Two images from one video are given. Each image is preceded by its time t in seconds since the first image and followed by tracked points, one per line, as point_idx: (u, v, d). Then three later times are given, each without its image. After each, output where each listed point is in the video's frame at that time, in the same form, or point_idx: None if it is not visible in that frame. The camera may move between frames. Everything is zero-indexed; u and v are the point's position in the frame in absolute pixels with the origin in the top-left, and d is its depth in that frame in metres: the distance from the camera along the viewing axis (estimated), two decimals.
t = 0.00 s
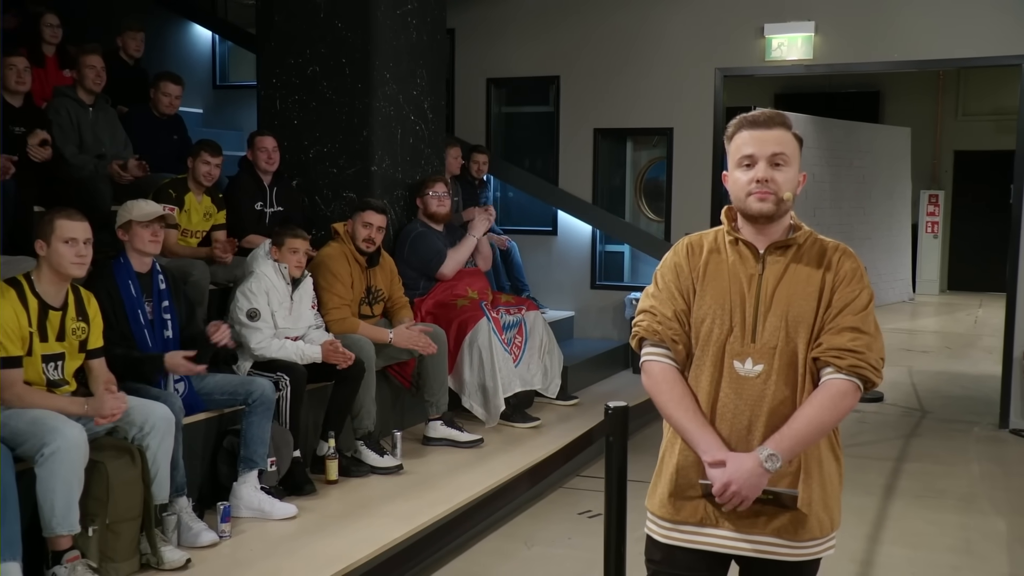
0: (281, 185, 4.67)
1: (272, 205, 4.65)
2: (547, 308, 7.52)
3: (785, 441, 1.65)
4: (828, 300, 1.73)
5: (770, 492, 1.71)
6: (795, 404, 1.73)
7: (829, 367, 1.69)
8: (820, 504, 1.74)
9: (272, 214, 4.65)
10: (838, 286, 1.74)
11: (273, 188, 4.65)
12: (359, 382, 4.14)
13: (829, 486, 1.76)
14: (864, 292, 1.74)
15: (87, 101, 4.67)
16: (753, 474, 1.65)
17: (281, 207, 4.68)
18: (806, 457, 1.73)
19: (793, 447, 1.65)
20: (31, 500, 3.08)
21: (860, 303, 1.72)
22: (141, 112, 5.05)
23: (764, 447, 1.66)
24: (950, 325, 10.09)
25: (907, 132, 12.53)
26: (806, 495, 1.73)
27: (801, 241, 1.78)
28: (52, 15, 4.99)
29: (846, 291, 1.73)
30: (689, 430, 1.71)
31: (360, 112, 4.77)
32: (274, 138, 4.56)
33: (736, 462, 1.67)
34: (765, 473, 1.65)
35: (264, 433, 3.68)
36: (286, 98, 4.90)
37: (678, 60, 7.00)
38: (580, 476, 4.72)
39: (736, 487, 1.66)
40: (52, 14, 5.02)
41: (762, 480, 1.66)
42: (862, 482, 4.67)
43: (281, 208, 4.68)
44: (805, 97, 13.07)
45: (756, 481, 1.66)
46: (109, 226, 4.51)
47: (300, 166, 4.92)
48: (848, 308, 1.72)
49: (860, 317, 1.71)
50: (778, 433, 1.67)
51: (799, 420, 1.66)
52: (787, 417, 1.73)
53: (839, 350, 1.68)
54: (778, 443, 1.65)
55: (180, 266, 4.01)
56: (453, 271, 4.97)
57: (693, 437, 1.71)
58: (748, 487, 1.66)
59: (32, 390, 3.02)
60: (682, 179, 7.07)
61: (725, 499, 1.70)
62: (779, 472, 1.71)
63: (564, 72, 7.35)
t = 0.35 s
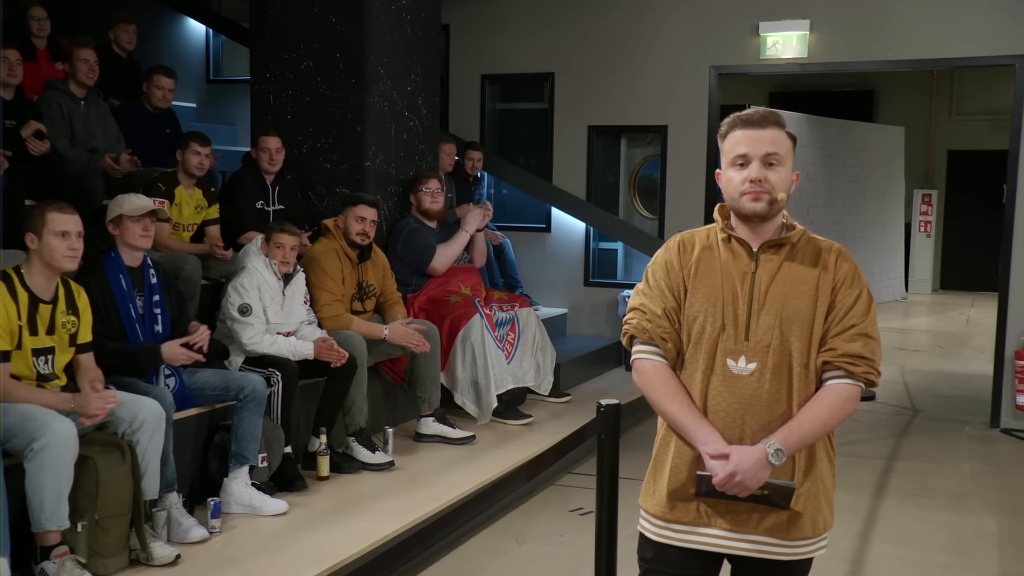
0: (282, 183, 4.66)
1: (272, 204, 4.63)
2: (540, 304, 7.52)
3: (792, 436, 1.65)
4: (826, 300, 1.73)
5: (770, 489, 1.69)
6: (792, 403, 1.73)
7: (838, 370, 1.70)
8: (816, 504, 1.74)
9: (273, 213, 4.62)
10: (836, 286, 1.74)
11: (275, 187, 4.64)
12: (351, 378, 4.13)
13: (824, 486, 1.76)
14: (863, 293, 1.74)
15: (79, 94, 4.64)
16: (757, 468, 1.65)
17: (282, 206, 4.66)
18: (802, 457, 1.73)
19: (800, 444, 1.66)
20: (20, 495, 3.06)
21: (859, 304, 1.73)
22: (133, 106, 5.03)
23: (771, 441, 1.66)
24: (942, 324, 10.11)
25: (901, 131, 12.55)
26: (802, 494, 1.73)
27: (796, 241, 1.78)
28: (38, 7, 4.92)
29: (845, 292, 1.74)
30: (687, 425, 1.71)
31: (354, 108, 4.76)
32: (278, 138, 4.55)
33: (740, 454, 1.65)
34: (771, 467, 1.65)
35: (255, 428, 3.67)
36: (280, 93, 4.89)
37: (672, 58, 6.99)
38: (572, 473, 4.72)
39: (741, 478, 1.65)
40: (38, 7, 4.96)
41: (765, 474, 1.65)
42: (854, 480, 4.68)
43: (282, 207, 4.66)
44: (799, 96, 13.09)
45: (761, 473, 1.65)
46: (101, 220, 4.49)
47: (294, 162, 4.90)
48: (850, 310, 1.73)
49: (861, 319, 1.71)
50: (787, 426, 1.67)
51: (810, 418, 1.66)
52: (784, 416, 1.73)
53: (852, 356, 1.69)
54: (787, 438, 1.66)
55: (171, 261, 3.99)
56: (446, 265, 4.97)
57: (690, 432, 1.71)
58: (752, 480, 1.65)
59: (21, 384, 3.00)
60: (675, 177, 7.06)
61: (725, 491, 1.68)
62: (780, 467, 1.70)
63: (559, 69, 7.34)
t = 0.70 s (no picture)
0: (273, 179, 4.63)
1: (263, 200, 4.60)
2: (531, 300, 7.51)
3: (787, 433, 1.65)
4: (818, 295, 1.74)
5: (765, 486, 1.69)
6: (785, 398, 1.73)
7: (830, 364, 1.70)
8: (808, 497, 1.74)
9: (263, 210, 4.60)
10: (827, 281, 1.74)
11: (267, 184, 4.62)
12: (342, 373, 4.12)
13: (816, 480, 1.76)
14: (853, 287, 1.74)
15: (68, 88, 4.60)
16: (752, 465, 1.64)
17: (274, 202, 4.63)
18: (794, 452, 1.74)
19: (794, 441, 1.66)
20: (9, 492, 3.05)
21: (850, 299, 1.73)
22: (122, 100, 5.00)
23: (763, 439, 1.66)
24: (932, 319, 10.14)
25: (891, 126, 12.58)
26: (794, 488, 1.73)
27: (786, 235, 1.78)
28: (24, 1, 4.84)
29: (836, 287, 1.74)
30: (680, 422, 1.70)
31: (344, 102, 4.74)
32: (270, 135, 4.53)
33: (736, 452, 1.65)
34: (766, 464, 1.65)
35: (245, 425, 3.65)
36: (270, 87, 4.86)
37: (663, 52, 6.99)
38: (563, 468, 4.72)
39: (736, 477, 1.65)
40: None
41: (761, 471, 1.65)
42: (845, 475, 4.69)
43: (273, 204, 4.63)
44: (790, 91, 13.11)
45: (756, 470, 1.65)
46: (89, 216, 4.47)
47: (284, 157, 4.88)
48: (841, 304, 1.73)
49: (852, 313, 1.72)
50: (780, 423, 1.67)
51: (802, 413, 1.66)
52: (776, 411, 1.73)
53: (843, 350, 1.69)
54: (781, 434, 1.66)
55: (161, 257, 3.97)
56: (437, 262, 4.95)
57: (683, 429, 1.70)
58: (746, 478, 1.65)
59: (9, 381, 2.98)
60: (667, 172, 7.06)
61: (721, 488, 1.68)
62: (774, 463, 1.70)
63: (550, 64, 7.33)
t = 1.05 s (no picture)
0: (279, 183, 4.64)
1: (269, 204, 4.61)
2: (538, 302, 7.51)
3: (795, 436, 1.65)
4: (826, 297, 1.73)
5: (772, 489, 1.68)
6: (793, 400, 1.72)
7: (837, 366, 1.70)
8: (816, 500, 1.74)
9: (270, 213, 4.61)
10: (834, 283, 1.74)
11: (271, 188, 4.62)
12: (348, 376, 4.12)
13: (824, 482, 1.75)
14: (861, 288, 1.74)
15: (74, 93, 4.62)
16: (760, 468, 1.64)
17: (280, 206, 4.64)
18: (801, 454, 1.73)
19: (802, 443, 1.65)
20: (16, 496, 3.05)
21: (858, 300, 1.73)
22: (128, 103, 5.01)
23: (771, 442, 1.65)
24: (940, 320, 10.11)
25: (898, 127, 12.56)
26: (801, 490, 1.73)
27: (793, 238, 1.77)
28: (29, 5, 4.86)
29: (843, 289, 1.73)
30: (687, 424, 1.70)
31: (350, 105, 4.74)
32: (275, 139, 4.53)
33: (744, 455, 1.64)
34: (774, 467, 1.64)
35: (252, 427, 3.65)
36: (275, 91, 4.87)
37: (669, 54, 6.98)
38: (570, 470, 4.71)
39: (744, 481, 1.64)
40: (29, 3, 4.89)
41: (769, 474, 1.65)
42: (853, 477, 4.67)
43: (279, 207, 4.65)
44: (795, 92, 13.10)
45: (764, 473, 1.64)
46: (96, 219, 4.48)
47: (290, 160, 4.89)
48: (849, 306, 1.72)
49: (859, 315, 1.71)
50: (788, 425, 1.67)
51: (810, 416, 1.66)
52: (784, 414, 1.72)
53: (850, 352, 1.69)
54: (789, 437, 1.65)
55: (167, 259, 3.98)
56: (441, 266, 4.95)
57: (690, 432, 1.70)
58: (755, 481, 1.64)
59: (17, 384, 2.99)
60: (673, 173, 7.05)
61: (728, 492, 1.67)
62: (782, 466, 1.69)
63: (556, 66, 7.32)
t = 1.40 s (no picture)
0: (283, 184, 4.66)
1: (272, 205, 4.61)
2: (538, 301, 7.51)
3: (795, 435, 1.65)
4: (827, 296, 1.73)
5: (773, 488, 1.68)
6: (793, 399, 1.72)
7: (838, 366, 1.70)
8: (817, 500, 1.74)
9: (272, 214, 4.61)
10: (835, 282, 1.74)
11: (275, 189, 4.64)
12: (348, 376, 4.12)
13: (826, 482, 1.75)
14: (862, 288, 1.74)
15: (74, 93, 4.61)
16: (762, 467, 1.63)
17: (282, 207, 4.65)
18: (802, 453, 1.73)
19: (803, 443, 1.65)
20: (17, 496, 3.05)
21: (858, 300, 1.73)
22: (129, 103, 5.01)
23: (772, 441, 1.65)
24: (941, 319, 10.11)
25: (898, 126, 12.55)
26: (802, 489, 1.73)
27: (794, 237, 1.77)
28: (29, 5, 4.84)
29: (844, 288, 1.73)
30: (688, 424, 1.70)
31: (350, 105, 4.74)
32: (281, 141, 4.53)
33: (745, 454, 1.64)
34: (775, 466, 1.64)
35: (252, 427, 3.65)
36: (276, 91, 4.87)
37: (669, 54, 6.97)
38: (571, 470, 4.71)
39: (746, 480, 1.64)
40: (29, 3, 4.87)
41: (770, 473, 1.64)
42: (853, 476, 4.67)
43: (282, 208, 4.66)
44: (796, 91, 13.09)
45: (766, 472, 1.64)
46: (96, 219, 4.48)
47: (291, 160, 4.89)
48: (850, 306, 1.72)
49: (861, 315, 1.71)
50: (789, 424, 1.67)
51: (811, 415, 1.66)
52: (785, 413, 1.72)
53: (851, 351, 1.69)
54: (790, 436, 1.65)
55: (167, 260, 3.98)
56: (442, 267, 4.94)
57: (692, 431, 1.70)
58: (756, 480, 1.64)
59: (18, 383, 2.99)
60: (673, 172, 7.05)
61: (730, 491, 1.67)
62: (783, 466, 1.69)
63: (556, 65, 7.32)
